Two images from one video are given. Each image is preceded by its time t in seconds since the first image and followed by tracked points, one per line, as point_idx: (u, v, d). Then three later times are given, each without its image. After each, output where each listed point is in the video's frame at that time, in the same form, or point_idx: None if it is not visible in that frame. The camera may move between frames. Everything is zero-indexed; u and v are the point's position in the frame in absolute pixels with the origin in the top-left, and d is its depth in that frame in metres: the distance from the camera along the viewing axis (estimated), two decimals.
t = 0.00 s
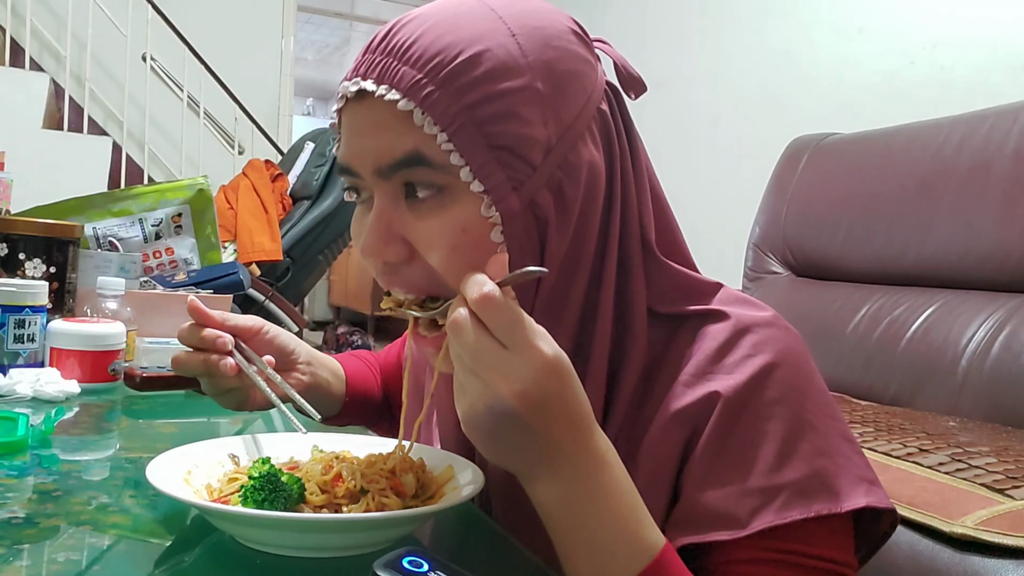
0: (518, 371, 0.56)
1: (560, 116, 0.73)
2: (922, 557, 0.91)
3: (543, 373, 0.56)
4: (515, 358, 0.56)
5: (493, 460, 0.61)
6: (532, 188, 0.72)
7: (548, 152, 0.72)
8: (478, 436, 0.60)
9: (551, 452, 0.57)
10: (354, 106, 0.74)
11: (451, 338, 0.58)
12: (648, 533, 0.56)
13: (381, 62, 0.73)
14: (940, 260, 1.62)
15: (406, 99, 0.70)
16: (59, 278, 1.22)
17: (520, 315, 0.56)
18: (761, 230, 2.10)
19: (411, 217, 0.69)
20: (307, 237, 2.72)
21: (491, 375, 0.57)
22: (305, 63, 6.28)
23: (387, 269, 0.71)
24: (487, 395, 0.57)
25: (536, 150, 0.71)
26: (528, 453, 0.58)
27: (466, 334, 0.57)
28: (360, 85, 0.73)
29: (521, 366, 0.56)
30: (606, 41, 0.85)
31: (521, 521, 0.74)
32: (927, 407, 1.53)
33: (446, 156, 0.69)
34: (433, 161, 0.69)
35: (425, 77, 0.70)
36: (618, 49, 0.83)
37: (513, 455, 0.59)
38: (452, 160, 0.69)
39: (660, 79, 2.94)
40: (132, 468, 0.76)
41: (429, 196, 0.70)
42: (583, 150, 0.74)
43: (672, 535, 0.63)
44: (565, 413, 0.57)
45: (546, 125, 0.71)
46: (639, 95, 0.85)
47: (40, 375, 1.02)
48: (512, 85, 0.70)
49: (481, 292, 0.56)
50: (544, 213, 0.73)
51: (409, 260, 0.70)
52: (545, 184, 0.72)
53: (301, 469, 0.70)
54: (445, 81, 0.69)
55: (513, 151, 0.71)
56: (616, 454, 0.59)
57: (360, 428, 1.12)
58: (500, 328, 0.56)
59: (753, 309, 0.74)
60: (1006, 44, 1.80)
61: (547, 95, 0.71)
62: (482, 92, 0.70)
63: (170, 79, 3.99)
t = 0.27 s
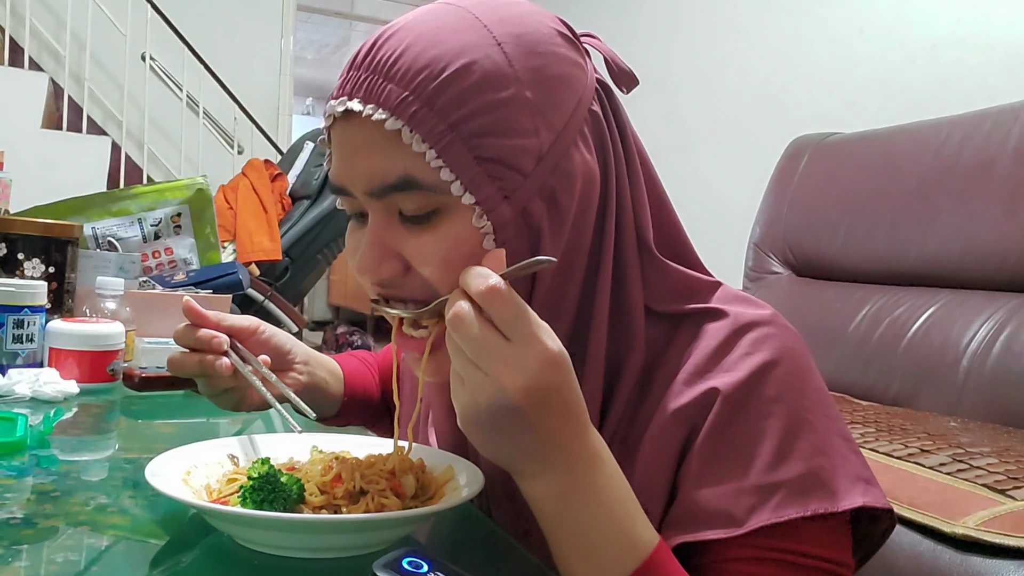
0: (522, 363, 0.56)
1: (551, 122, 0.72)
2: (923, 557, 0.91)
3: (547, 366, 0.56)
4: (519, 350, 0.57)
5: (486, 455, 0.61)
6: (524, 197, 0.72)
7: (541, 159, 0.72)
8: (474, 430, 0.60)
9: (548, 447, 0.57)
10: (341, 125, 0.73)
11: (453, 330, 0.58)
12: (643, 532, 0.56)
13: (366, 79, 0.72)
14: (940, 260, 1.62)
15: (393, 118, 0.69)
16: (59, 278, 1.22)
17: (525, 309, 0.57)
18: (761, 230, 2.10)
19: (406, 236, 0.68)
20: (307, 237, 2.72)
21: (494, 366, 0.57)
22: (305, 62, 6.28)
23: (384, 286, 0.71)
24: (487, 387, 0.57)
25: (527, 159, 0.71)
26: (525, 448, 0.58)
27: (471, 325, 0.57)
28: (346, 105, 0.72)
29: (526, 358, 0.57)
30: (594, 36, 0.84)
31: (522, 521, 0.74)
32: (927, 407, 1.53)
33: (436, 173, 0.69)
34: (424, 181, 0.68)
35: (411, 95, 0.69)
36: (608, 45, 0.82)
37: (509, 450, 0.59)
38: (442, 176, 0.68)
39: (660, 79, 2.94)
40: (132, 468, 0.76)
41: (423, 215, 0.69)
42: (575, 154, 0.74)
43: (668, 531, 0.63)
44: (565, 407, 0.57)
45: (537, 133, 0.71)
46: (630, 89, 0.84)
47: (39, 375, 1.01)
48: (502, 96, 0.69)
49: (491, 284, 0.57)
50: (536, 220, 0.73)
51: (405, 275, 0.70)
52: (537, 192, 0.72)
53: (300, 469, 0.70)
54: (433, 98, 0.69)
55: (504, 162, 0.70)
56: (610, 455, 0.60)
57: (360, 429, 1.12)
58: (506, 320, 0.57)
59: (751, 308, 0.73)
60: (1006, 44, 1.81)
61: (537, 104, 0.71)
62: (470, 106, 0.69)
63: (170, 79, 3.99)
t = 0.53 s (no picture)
0: (530, 357, 0.57)
1: (544, 125, 0.72)
2: (924, 557, 0.91)
3: (555, 362, 0.57)
4: (526, 345, 0.57)
5: (483, 452, 0.60)
6: (518, 202, 0.71)
7: (534, 164, 0.71)
8: (474, 425, 0.59)
9: (550, 443, 0.57)
10: (335, 137, 0.74)
11: (458, 324, 0.57)
12: (640, 533, 0.56)
13: (357, 91, 0.72)
14: (940, 260, 1.62)
15: (385, 130, 0.69)
16: (58, 278, 1.22)
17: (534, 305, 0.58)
18: (761, 230, 2.10)
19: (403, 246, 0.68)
20: (307, 236, 2.71)
21: (500, 360, 0.57)
22: (304, 62, 6.28)
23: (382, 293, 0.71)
24: (493, 381, 0.57)
25: (519, 165, 0.71)
26: (527, 444, 0.57)
27: (481, 320, 0.57)
28: (338, 118, 0.73)
29: (533, 353, 0.57)
30: (589, 33, 0.83)
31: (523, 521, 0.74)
32: (928, 407, 1.53)
33: (429, 183, 0.69)
34: (416, 192, 0.68)
35: (401, 106, 0.69)
36: (603, 41, 0.82)
37: (510, 447, 0.58)
38: (435, 185, 0.69)
39: (660, 79, 2.94)
40: (131, 468, 0.76)
41: (421, 223, 0.69)
42: (569, 157, 0.73)
43: (667, 531, 0.63)
44: (570, 403, 0.57)
45: (529, 137, 0.71)
46: (626, 85, 0.82)
47: (38, 375, 1.01)
48: (492, 103, 0.69)
49: (499, 280, 0.57)
50: (531, 225, 0.73)
51: (402, 283, 0.70)
52: (531, 196, 0.72)
53: (300, 470, 0.70)
54: (422, 108, 0.69)
55: (497, 168, 0.70)
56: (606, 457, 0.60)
57: (360, 429, 1.12)
58: (514, 315, 0.57)
59: (752, 307, 0.73)
60: (1008, 44, 1.81)
61: (528, 108, 0.71)
62: (461, 114, 0.69)
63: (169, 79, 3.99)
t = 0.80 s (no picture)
0: (535, 370, 0.57)
1: (540, 127, 0.72)
2: (924, 558, 0.91)
3: (562, 373, 0.57)
4: (531, 358, 0.57)
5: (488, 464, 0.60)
6: (515, 205, 0.71)
7: (531, 166, 0.71)
8: (480, 438, 0.59)
9: (560, 455, 0.57)
10: (333, 139, 0.74)
11: (460, 341, 0.56)
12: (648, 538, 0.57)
13: (354, 94, 0.72)
14: (940, 260, 1.62)
15: (381, 132, 0.69)
16: (58, 278, 1.22)
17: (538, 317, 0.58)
18: (761, 230, 2.10)
19: (402, 249, 0.68)
20: (308, 236, 2.71)
21: (507, 375, 0.56)
22: (304, 62, 6.28)
23: (382, 301, 0.70)
24: (500, 397, 0.56)
25: (515, 166, 0.71)
26: (534, 456, 0.57)
27: (488, 335, 0.56)
28: (335, 121, 0.73)
29: (538, 365, 0.57)
30: (586, 33, 0.83)
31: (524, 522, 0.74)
32: (928, 407, 1.53)
33: (425, 185, 0.69)
34: (414, 194, 0.68)
35: (397, 108, 0.70)
36: (600, 41, 0.82)
37: (517, 459, 0.58)
38: (431, 187, 0.69)
39: (660, 79, 2.94)
40: (131, 468, 0.76)
41: (418, 226, 0.68)
42: (566, 159, 0.73)
43: (673, 534, 0.63)
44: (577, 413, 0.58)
45: (525, 140, 0.71)
46: (624, 85, 0.82)
47: (39, 375, 1.02)
48: (488, 105, 0.70)
49: (499, 293, 0.56)
50: (527, 227, 0.72)
51: (398, 293, 0.69)
52: (528, 198, 0.72)
53: (300, 470, 0.69)
54: (419, 110, 0.69)
55: (493, 170, 0.70)
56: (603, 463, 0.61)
57: (360, 429, 1.12)
58: (518, 328, 0.56)
59: (753, 308, 0.73)
60: (1007, 44, 1.81)
61: (524, 110, 0.71)
62: (457, 117, 0.69)
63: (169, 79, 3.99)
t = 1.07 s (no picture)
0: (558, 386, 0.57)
1: (537, 126, 0.71)
2: (924, 558, 0.91)
3: (584, 386, 0.58)
4: (552, 374, 0.57)
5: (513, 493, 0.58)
6: (513, 204, 0.71)
7: (528, 164, 0.71)
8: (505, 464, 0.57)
9: (591, 469, 0.57)
10: (332, 141, 0.74)
11: (486, 365, 0.55)
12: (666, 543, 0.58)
13: (351, 96, 0.72)
14: (940, 260, 1.62)
15: (378, 133, 0.69)
16: (58, 278, 1.22)
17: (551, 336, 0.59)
18: (761, 230, 2.10)
19: (402, 249, 0.68)
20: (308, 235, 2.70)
21: (535, 393, 0.55)
22: (304, 62, 6.28)
23: (383, 301, 0.70)
24: (529, 417, 0.55)
25: (513, 165, 0.70)
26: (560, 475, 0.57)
27: (514, 356, 0.56)
28: (332, 123, 0.73)
29: (561, 381, 0.57)
30: (583, 30, 0.83)
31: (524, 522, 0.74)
32: (929, 407, 1.53)
33: (423, 184, 0.69)
34: (412, 194, 0.68)
35: (394, 109, 0.70)
36: (598, 38, 0.82)
37: (543, 481, 0.57)
38: (429, 186, 0.68)
39: (660, 79, 2.94)
40: (131, 468, 0.76)
41: (418, 226, 0.68)
42: (565, 157, 0.73)
43: (689, 544, 0.63)
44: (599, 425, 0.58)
45: (523, 138, 0.71)
46: (622, 82, 0.82)
47: (39, 375, 1.02)
48: (485, 104, 0.69)
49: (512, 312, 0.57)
50: (526, 224, 0.72)
51: (398, 293, 0.69)
52: (526, 195, 0.71)
53: (300, 470, 0.69)
54: (415, 110, 0.69)
55: (491, 168, 0.70)
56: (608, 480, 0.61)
57: (360, 429, 1.12)
58: (537, 345, 0.57)
59: (755, 309, 0.73)
60: (1007, 44, 1.81)
61: (521, 109, 0.71)
62: (454, 116, 0.69)
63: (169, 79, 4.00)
